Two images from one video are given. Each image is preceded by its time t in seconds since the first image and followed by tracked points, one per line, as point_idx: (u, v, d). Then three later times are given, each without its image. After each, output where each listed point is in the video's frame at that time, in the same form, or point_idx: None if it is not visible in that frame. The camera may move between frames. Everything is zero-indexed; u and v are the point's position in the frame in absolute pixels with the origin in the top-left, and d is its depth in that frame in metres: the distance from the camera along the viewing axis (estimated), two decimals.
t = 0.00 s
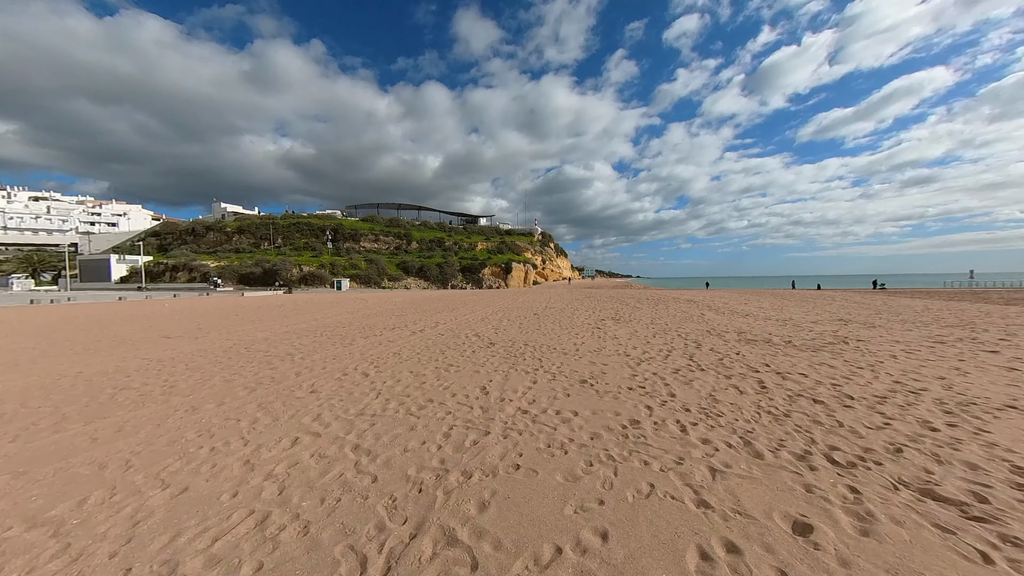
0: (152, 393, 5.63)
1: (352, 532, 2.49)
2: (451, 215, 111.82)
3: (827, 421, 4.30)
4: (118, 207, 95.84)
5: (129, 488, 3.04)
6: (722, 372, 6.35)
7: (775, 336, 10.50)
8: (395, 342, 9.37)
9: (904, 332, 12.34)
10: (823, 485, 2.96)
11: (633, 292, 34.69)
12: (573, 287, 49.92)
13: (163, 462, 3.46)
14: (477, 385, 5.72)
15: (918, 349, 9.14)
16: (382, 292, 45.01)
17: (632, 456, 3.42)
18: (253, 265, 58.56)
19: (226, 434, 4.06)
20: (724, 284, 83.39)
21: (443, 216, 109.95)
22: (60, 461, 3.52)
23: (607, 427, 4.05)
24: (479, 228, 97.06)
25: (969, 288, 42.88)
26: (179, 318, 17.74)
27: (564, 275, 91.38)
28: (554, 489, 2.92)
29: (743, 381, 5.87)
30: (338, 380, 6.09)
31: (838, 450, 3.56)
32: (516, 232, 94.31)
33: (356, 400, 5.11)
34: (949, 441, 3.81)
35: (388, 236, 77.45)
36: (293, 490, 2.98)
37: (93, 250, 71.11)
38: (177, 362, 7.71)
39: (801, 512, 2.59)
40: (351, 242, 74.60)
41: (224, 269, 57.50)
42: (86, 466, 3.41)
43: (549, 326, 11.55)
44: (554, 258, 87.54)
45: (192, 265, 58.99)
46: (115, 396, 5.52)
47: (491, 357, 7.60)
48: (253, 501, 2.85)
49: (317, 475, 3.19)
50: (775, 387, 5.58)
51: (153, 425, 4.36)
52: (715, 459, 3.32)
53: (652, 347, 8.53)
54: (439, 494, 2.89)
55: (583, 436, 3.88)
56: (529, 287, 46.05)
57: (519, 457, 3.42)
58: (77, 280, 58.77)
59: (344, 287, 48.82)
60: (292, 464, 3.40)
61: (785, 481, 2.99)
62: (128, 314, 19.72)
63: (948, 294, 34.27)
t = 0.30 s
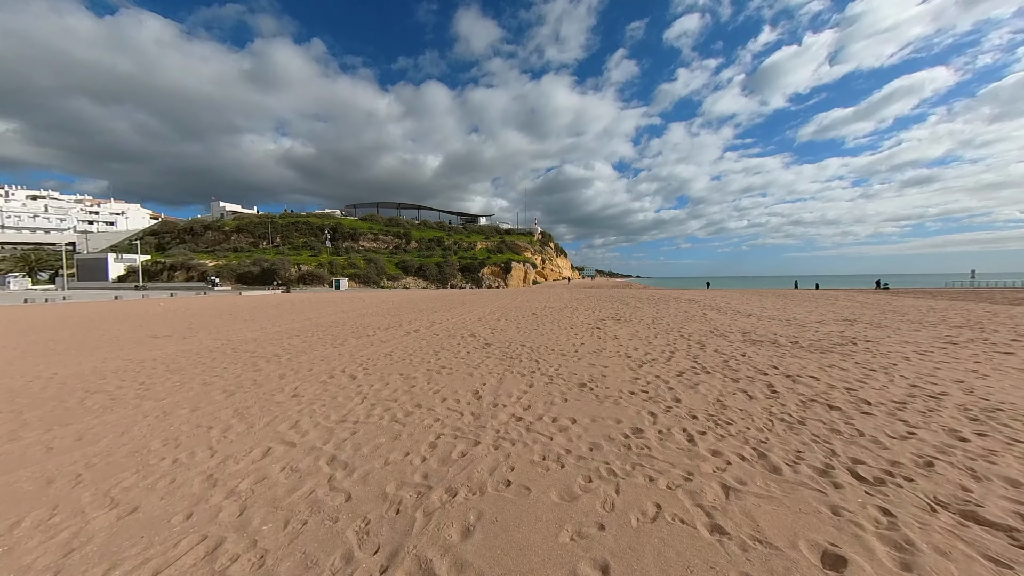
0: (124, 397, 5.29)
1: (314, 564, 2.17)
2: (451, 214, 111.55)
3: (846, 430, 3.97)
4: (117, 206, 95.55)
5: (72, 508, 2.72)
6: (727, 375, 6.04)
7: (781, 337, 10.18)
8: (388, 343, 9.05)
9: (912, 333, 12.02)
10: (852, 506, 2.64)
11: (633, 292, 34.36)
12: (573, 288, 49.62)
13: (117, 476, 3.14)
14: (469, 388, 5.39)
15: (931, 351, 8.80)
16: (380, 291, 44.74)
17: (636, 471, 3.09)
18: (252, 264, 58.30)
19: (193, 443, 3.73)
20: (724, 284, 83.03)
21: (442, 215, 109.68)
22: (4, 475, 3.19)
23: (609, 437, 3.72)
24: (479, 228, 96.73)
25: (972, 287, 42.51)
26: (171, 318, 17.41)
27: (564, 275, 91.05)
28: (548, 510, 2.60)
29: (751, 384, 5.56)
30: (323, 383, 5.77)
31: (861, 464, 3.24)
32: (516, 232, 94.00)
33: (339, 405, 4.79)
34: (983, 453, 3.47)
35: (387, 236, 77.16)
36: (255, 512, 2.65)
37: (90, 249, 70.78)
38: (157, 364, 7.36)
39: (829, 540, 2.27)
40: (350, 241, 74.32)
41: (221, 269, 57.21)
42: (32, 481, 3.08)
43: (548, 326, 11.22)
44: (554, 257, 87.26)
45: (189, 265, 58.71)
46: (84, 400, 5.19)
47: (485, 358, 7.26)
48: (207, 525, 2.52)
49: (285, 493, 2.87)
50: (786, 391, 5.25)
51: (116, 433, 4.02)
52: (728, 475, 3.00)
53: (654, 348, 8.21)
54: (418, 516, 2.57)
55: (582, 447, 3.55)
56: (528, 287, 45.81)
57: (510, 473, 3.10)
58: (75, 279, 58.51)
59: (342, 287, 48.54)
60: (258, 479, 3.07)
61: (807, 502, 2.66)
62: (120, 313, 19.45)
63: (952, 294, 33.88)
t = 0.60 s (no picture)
0: (88, 410, 4.92)
1: None
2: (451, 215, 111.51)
3: (873, 451, 3.59)
4: (115, 207, 95.34)
5: None
6: (735, 384, 5.67)
7: (788, 341, 9.81)
8: (379, 348, 8.68)
9: (922, 336, 11.64)
10: (897, 553, 2.25)
11: (634, 293, 34.02)
12: (573, 288, 49.30)
13: (51, 510, 2.76)
14: (460, 400, 5.01)
15: (946, 356, 8.42)
16: (379, 292, 44.47)
17: (642, 506, 2.71)
18: (250, 264, 58.01)
19: (149, 468, 3.35)
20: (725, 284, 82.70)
21: (442, 216, 109.61)
22: None
23: (611, 461, 3.33)
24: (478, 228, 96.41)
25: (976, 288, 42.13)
26: (162, 320, 17.01)
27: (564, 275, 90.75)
28: (540, 557, 2.23)
29: (763, 395, 5.18)
30: (305, 394, 5.40)
31: (896, 496, 2.86)
32: (516, 232, 93.70)
33: (318, 421, 4.41)
34: None
35: (386, 236, 76.89)
36: (200, 560, 2.28)
37: (88, 249, 70.43)
38: (133, 372, 6.98)
39: None
40: (349, 241, 74.00)
41: (219, 269, 56.90)
42: None
43: (546, 330, 10.86)
44: (554, 258, 87.03)
45: (187, 265, 58.43)
46: (44, 413, 4.81)
47: (479, 366, 6.88)
48: None
49: (238, 534, 2.50)
50: (801, 403, 4.87)
51: (67, 454, 3.65)
52: (749, 513, 2.61)
53: (657, 354, 7.82)
54: (388, 565, 2.20)
55: (580, 473, 3.17)
56: (528, 287, 45.59)
57: (499, 506, 2.73)
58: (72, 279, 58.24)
59: (341, 287, 48.30)
60: (211, 514, 2.69)
61: (842, 547, 2.29)
62: (112, 315, 19.13)
63: (958, 295, 33.42)
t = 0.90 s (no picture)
0: (47, 418, 4.58)
1: None
2: (450, 215, 111.27)
3: (898, 467, 3.24)
4: (114, 207, 95.14)
5: None
6: (741, 389, 5.32)
7: (793, 342, 9.46)
8: (368, 350, 8.34)
9: (931, 336, 11.28)
10: None
11: (634, 292, 33.70)
12: (572, 288, 48.95)
13: None
14: (446, 408, 4.66)
15: (960, 358, 8.05)
16: (376, 292, 44.19)
17: (642, 536, 2.36)
18: (248, 264, 57.74)
19: (91, 487, 3.01)
20: (725, 284, 82.31)
21: (442, 216, 109.28)
22: None
23: (607, 480, 2.99)
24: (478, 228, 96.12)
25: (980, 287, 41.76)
26: (153, 320, 16.68)
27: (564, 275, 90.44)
28: None
29: (771, 402, 4.82)
30: (281, 400, 5.05)
31: (933, 523, 2.50)
32: (515, 232, 93.36)
33: (290, 431, 4.06)
34: None
35: (385, 236, 76.60)
36: None
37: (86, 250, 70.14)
38: (107, 375, 6.63)
39: None
40: (348, 241, 73.67)
41: (217, 269, 56.59)
42: None
43: (543, 331, 10.52)
44: (553, 257, 86.76)
45: (185, 265, 58.17)
46: None
47: (470, 369, 6.52)
48: None
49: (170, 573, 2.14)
50: (814, 411, 4.51)
51: (5, 471, 3.29)
52: (766, 546, 2.26)
53: (658, 356, 7.47)
54: None
55: (572, 494, 2.83)
56: (526, 287, 45.33)
57: (477, 538, 2.38)
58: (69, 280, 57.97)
59: (339, 288, 48.02)
60: (145, 547, 2.34)
61: None
62: (103, 315, 18.84)
63: (962, 295, 33.01)
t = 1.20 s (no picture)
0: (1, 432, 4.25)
1: None
2: (449, 215, 110.96)
3: (925, 493, 2.92)
4: (112, 207, 94.89)
5: None
6: (746, 399, 5.01)
7: (798, 346, 9.14)
8: (356, 355, 8.01)
9: (939, 339, 10.96)
10: None
11: (634, 293, 33.41)
12: (571, 289, 48.64)
13: None
14: (431, 421, 4.34)
15: (973, 363, 7.72)
16: (374, 293, 43.90)
17: None
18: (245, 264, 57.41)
19: (22, 519, 2.68)
20: (725, 284, 81.95)
21: (441, 216, 109.15)
22: None
23: (602, 511, 2.66)
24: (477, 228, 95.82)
25: (983, 287, 41.47)
26: (144, 321, 16.38)
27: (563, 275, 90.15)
28: None
29: (779, 414, 4.50)
30: (255, 413, 4.72)
31: (974, 569, 2.18)
32: (515, 232, 93.06)
33: (258, 449, 3.74)
34: None
35: (384, 236, 76.30)
36: None
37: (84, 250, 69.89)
38: (78, 383, 6.30)
39: None
40: (346, 242, 73.34)
41: (215, 269, 56.27)
42: None
43: (540, 334, 10.20)
44: (553, 258, 86.48)
45: (182, 265, 57.86)
46: None
47: (460, 377, 6.21)
48: None
49: None
50: (827, 425, 4.18)
51: None
52: None
53: (658, 362, 7.14)
54: None
55: (562, 529, 2.51)
56: (526, 287, 45.06)
57: None
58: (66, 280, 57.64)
59: (337, 288, 47.70)
60: None
61: None
62: (93, 316, 18.52)
63: (966, 295, 32.67)
